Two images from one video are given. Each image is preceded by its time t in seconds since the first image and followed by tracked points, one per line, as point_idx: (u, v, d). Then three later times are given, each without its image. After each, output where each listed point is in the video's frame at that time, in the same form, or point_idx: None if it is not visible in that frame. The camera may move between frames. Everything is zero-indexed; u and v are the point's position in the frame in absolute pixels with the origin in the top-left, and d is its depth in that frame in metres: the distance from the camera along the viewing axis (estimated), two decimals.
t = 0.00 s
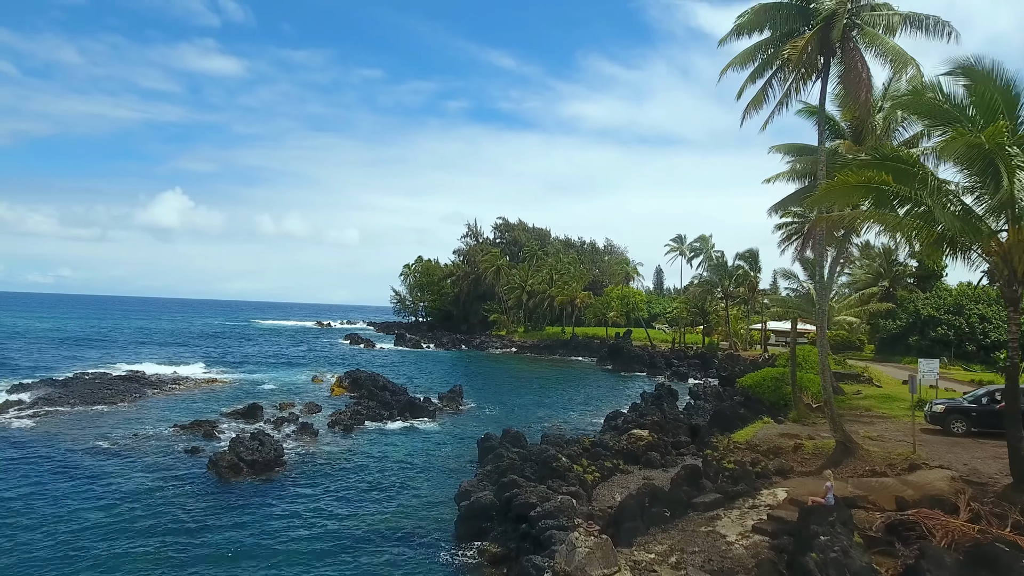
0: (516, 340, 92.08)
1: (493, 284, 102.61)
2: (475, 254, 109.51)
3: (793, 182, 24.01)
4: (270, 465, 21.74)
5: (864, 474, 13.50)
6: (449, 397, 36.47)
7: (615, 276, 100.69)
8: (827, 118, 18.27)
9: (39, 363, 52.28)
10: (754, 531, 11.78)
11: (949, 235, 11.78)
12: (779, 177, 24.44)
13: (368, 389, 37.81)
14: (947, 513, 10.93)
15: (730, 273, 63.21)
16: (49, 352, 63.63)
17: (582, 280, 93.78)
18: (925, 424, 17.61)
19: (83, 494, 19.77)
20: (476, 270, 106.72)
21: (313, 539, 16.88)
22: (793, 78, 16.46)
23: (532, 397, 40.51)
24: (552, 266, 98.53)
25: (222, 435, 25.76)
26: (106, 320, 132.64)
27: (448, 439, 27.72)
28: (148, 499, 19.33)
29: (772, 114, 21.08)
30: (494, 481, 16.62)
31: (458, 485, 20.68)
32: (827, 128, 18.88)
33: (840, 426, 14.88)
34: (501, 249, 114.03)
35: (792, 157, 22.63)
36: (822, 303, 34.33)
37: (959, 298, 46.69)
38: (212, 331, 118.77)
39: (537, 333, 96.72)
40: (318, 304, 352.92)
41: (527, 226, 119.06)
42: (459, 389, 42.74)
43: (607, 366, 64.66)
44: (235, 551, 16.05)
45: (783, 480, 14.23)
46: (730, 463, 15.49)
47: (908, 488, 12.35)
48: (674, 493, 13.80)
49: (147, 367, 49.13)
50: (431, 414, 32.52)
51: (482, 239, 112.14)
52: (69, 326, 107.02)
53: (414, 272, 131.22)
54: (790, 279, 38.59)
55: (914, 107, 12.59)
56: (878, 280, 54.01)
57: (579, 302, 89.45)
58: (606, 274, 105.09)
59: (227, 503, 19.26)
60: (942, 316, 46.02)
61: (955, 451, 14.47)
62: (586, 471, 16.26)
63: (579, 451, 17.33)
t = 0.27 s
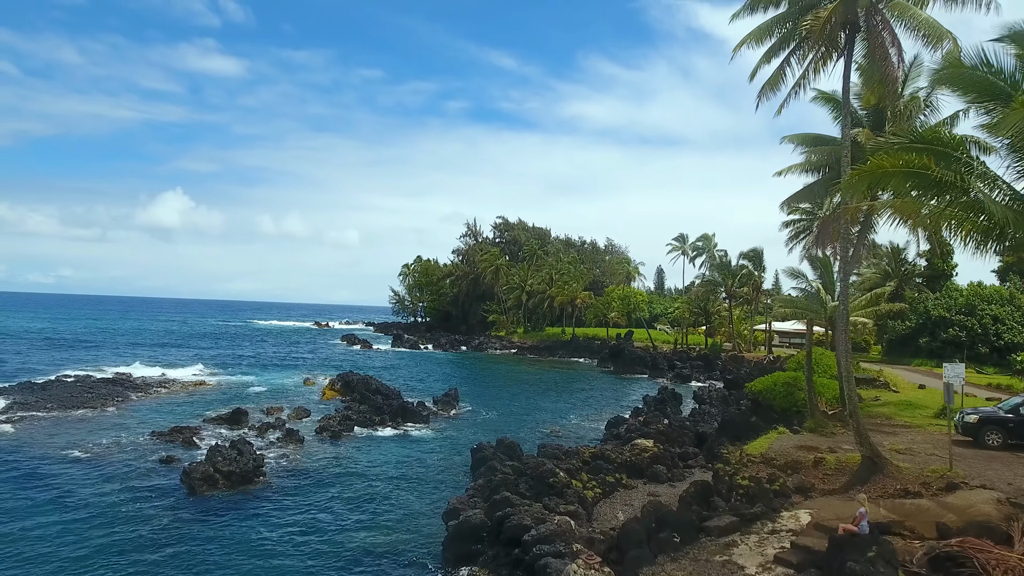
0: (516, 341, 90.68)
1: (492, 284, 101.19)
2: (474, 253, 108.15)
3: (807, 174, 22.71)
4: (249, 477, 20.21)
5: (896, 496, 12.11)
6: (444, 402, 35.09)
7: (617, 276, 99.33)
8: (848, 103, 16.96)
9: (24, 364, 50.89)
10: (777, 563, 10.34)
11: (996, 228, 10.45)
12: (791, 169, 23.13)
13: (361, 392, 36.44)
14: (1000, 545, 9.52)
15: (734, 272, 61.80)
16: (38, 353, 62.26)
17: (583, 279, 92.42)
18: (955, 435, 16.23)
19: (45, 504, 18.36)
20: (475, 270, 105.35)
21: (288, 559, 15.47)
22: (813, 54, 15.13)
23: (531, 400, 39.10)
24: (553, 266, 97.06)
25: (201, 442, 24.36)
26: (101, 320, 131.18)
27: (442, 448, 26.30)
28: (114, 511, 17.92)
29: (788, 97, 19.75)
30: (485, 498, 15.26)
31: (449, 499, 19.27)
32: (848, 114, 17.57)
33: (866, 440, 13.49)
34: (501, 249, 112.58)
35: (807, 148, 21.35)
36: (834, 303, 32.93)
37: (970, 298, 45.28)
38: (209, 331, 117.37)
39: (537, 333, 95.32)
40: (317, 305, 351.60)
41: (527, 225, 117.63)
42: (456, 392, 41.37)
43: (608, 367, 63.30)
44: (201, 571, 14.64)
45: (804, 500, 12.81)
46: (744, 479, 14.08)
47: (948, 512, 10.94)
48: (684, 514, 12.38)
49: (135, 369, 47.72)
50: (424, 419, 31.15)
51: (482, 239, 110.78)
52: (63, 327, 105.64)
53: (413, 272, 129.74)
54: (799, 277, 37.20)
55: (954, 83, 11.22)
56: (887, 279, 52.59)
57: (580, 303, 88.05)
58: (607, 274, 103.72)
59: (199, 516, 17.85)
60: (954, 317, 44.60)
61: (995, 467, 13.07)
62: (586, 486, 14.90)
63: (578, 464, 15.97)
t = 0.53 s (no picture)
0: (515, 341, 89.46)
1: (492, 284, 99.97)
2: (473, 253, 106.94)
3: (820, 167, 21.54)
4: (225, 489, 18.95)
5: (929, 519, 10.90)
6: (439, 406, 33.86)
7: (618, 276, 98.10)
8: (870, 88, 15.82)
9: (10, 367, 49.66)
10: None
11: None
12: (802, 162, 21.96)
13: (353, 396, 35.22)
14: None
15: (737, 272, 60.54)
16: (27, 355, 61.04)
17: (583, 279, 91.18)
18: (984, 447, 15.00)
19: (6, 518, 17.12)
20: (474, 270, 104.14)
21: None
22: (835, 28, 14.22)
23: (530, 403, 37.91)
24: (553, 266, 95.83)
25: (180, 450, 23.14)
26: (97, 321, 129.89)
27: (434, 456, 25.06)
28: (79, 526, 16.68)
29: (804, 82, 18.61)
30: (476, 515, 14.04)
31: (440, 513, 18.03)
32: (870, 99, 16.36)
33: (893, 454, 12.26)
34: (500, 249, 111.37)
35: (820, 139, 20.19)
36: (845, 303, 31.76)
37: (981, 298, 44.02)
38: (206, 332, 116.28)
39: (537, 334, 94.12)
40: (317, 305, 350.38)
41: (527, 225, 116.40)
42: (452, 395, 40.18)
43: (609, 369, 62.07)
44: None
45: (826, 521, 11.60)
46: (759, 496, 12.86)
47: (992, 539, 9.73)
48: (694, 538, 11.13)
49: (123, 372, 46.51)
50: (417, 425, 29.92)
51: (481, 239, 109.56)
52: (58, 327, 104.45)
53: (412, 272, 128.55)
54: (806, 276, 35.98)
55: (999, 58, 10.12)
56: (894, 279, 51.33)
57: (580, 303, 86.85)
58: (608, 274, 102.50)
59: (170, 531, 16.61)
60: (964, 317, 43.32)
61: None
62: (584, 503, 13.69)
63: (577, 478, 14.74)
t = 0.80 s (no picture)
0: (514, 342, 88.27)
1: (490, 284, 98.84)
2: (472, 253, 105.77)
3: (833, 160, 20.40)
4: (201, 503, 17.78)
5: (970, 547, 9.70)
6: (434, 410, 32.65)
7: (618, 276, 96.91)
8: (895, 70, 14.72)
9: None
10: None
11: None
12: (814, 154, 20.81)
13: (345, 398, 34.04)
14: None
15: (740, 272, 59.37)
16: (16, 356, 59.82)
17: (583, 280, 89.96)
18: (1019, 460, 13.78)
19: None
20: (473, 270, 102.96)
21: None
22: None
23: (528, 407, 36.70)
24: (553, 266, 94.62)
25: (158, 458, 21.91)
26: (92, 321, 128.79)
27: (425, 466, 23.83)
28: (37, 541, 15.41)
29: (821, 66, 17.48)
30: (464, 535, 12.83)
31: (428, 528, 16.80)
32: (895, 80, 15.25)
33: (925, 472, 11.04)
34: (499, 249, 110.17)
35: (834, 129, 19.07)
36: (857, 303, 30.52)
37: (992, 298, 42.79)
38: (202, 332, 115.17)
39: (536, 334, 92.91)
40: (316, 305, 349.35)
41: (527, 224, 115.21)
42: (448, 398, 38.97)
43: (609, 371, 60.93)
44: None
45: (852, 547, 10.39)
46: (774, 517, 11.64)
47: None
48: (703, 566, 9.90)
49: (110, 374, 45.25)
50: (410, 431, 28.74)
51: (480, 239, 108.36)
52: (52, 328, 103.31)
53: (411, 272, 127.36)
54: (814, 275, 34.74)
55: None
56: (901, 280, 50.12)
57: (580, 303, 85.65)
58: (608, 274, 101.33)
59: (136, 548, 15.34)
60: (975, 318, 42.08)
61: None
62: (582, 522, 12.49)
63: (574, 493, 13.54)
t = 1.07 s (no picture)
0: (513, 343, 86.87)
1: (489, 284, 97.48)
2: (471, 253, 104.39)
3: (851, 149, 19.04)
4: (166, 521, 16.39)
5: None
6: (426, 415, 31.26)
7: (619, 276, 95.51)
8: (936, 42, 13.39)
9: None
10: None
11: None
12: (829, 143, 19.45)
13: (334, 402, 32.69)
14: None
15: (744, 271, 57.97)
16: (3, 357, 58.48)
17: (584, 279, 88.55)
18: None
19: None
20: (471, 270, 101.57)
21: None
22: None
23: (526, 411, 35.31)
24: (553, 265, 93.18)
25: (128, 468, 20.53)
26: (87, 321, 127.46)
27: (415, 477, 22.43)
28: None
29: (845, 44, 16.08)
30: (448, 564, 11.42)
31: (412, 548, 15.41)
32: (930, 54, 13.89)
33: (973, 496, 9.64)
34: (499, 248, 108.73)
35: (853, 114, 17.73)
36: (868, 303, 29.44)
37: (1006, 298, 41.34)
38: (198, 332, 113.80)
39: (536, 335, 91.48)
40: (315, 305, 348.07)
41: (526, 224, 113.74)
42: (443, 402, 37.58)
43: (610, 372, 59.61)
44: None
45: None
46: (798, 546, 10.22)
47: None
48: None
49: (95, 375, 43.88)
50: (400, 437, 27.41)
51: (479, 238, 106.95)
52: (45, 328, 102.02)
53: (409, 272, 125.96)
54: (823, 274, 33.56)
55: None
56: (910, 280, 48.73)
57: (580, 303, 84.22)
58: (609, 274, 99.94)
59: (90, 571, 13.97)
60: (989, 319, 40.65)
61: None
62: (580, 550, 11.11)
63: (572, 515, 12.15)
